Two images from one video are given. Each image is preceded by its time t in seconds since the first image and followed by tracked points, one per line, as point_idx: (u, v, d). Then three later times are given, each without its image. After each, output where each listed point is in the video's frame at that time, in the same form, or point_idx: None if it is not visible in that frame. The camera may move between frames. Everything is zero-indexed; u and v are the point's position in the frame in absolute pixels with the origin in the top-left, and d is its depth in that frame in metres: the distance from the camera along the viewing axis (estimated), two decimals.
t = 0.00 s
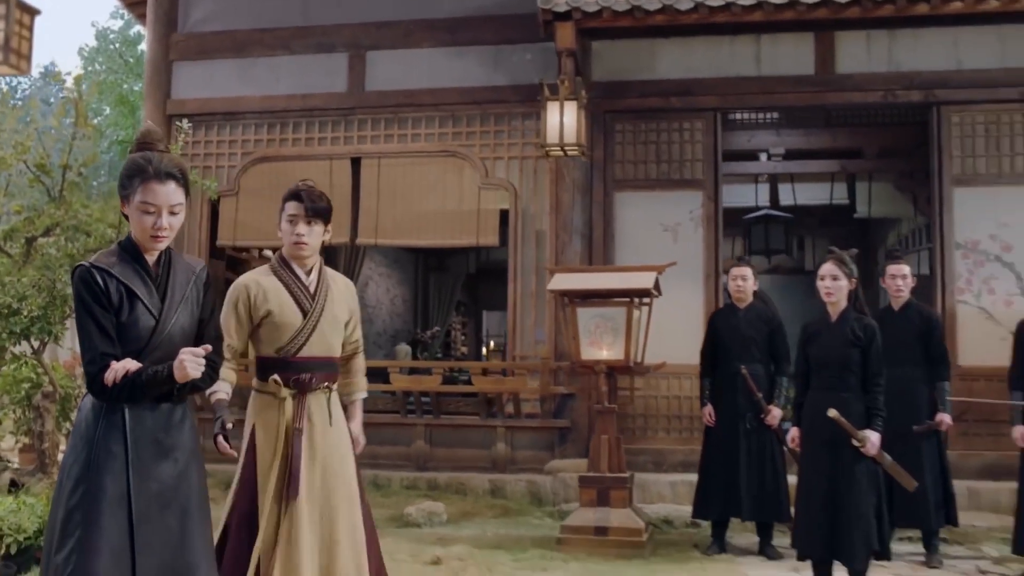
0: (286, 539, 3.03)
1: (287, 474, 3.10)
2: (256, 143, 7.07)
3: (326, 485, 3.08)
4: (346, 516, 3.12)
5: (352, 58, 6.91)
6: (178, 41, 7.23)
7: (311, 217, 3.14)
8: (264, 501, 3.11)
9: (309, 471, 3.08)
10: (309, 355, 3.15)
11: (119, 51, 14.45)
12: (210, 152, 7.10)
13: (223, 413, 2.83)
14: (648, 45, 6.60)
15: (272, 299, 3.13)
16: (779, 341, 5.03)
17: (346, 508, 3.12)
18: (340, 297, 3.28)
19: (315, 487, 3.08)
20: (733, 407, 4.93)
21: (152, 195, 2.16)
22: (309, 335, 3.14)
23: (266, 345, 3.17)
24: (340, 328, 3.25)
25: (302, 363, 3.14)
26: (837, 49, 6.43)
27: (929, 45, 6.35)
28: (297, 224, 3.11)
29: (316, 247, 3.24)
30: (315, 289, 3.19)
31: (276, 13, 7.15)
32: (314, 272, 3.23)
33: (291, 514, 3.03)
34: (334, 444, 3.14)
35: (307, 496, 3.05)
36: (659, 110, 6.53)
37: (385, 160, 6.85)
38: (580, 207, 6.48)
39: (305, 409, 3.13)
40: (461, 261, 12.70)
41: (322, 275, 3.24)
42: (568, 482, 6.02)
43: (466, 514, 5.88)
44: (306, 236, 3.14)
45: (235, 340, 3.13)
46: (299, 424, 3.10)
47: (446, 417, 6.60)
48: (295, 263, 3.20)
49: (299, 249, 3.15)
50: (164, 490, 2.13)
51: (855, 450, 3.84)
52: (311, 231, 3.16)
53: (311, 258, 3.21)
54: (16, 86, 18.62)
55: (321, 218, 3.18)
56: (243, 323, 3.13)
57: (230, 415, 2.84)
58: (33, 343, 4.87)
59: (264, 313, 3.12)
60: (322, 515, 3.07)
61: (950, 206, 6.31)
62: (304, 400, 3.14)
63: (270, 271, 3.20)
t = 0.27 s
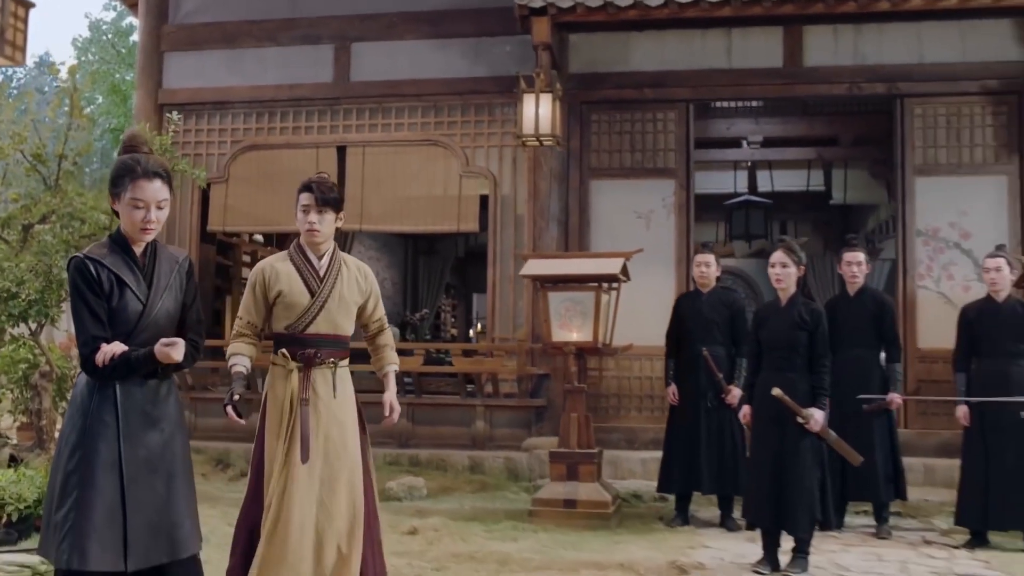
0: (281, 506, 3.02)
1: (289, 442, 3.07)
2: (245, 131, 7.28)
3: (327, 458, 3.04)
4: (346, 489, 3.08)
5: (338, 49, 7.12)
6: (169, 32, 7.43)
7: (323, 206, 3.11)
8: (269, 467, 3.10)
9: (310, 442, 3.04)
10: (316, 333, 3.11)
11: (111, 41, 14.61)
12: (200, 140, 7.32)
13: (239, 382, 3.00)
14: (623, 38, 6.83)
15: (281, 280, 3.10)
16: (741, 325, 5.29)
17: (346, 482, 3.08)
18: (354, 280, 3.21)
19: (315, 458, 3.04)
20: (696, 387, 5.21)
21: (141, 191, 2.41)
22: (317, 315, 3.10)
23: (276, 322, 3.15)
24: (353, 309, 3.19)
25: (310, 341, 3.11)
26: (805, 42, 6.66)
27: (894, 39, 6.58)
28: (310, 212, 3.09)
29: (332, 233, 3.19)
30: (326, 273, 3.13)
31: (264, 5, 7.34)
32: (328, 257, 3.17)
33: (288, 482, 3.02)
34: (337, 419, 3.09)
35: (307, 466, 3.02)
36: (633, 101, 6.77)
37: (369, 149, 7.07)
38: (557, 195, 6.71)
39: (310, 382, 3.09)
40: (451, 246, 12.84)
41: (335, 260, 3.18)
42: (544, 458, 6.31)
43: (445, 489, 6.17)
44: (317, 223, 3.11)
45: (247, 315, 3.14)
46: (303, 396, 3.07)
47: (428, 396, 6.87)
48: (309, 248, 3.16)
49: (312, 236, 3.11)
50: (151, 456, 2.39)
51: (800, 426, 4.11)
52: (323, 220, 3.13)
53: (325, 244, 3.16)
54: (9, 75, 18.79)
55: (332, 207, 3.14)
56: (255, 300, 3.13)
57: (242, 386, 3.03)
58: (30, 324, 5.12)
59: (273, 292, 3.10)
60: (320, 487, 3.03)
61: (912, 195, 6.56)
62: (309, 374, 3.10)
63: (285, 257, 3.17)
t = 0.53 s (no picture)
0: (276, 490, 3.22)
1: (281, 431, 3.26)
2: (238, 130, 7.49)
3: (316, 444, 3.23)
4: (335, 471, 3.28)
5: (329, 51, 7.32)
6: (165, 33, 7.64)
7: (319, 208, 3.30)
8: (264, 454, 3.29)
9: (300, 429, 3.24)
10: (307, 327, 3.29)
11: (108, 42, 14.81)
12: (195, 139, 7.53)
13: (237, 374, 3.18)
14: (605, 40, 7.04)
15: (277, 276, 3.30)
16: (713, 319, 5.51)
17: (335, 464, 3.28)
18: (347, 279, 3.40)
19: (306, 445, 3.23)
20: (669, 379, 5.44)
21: (144, 191, 2.65)
22: (308, 310, 3.29)
23: (271, 316, 3.34)
24: (343, 306, 3.38)
25: (301, 335, 3.29)
26: (781, 45, 6.87)
27: (867, 42, 6.80)
28: (306, 213, 3.28)
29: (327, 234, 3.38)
30: (320, 271, 3.32)
31: (257, 7, 7.55)
32: (323, 256, 3.35)
33: (281, 468, 3.21)
34: (326, 408, 3.28)
35: (297, 451, 3.22)
36: (615, 102, 6.99)
37: (360, 148, 7.28)
38: (541, 193, 6.92)
39: (301, 374, 3.27)
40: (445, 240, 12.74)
41: (329, 260, 3.36)
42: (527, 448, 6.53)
43: (431, 477, 6.39)
44: (313, 224, 3.29)
45: (246, 309, 3.36)
46: (294, 387, 3.25)
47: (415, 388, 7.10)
48: (305, 247, 3.35)
49: (307, 237, 3.29)
50: (145, 440, 2.61)
51: (762, 416, 4.33)
52: (319, 221, 3.31)
53: (320, 244, 3.34)
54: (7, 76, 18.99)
55: (328, 209, 3.34)
56: (253, 295, 3.34)
57: (239, 378, 3.19)
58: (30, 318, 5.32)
59: (269, 288, 3.30)
60: (311, 471, 3.23)
61: (884, 194, 6.76)
62: (300, 367, 3.28)
63: (282, 255, 3.36)
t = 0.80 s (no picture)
0: (264, 486, 3.45)
1: (268, 431, 3.48)
2: (233, 141, 7.72)
3: (301, 443, 3.47)
4: (319, 467, 3.52)
5: (321, 64, 7.57)
6: (162, 47, 7.88)
7: (302, 222, 3.55)
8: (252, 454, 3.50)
9: (286, 430, 3.46)
10: (291, 333, 3.53)
11: (107, 54, 15.07)
12: (191, 149, 7.76)
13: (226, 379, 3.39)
14: (587, 55, 7.28)
15: (263, 285, 3.54)
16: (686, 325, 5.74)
17: (318, 461, 3.52)
18: (327, 288, 3.67)
19: (291, 444, 3.46)
20: (644, 382, 5.67)
21: (143, 205, 2.89)
22: (292, 317, 3.53)
23: (256, 323, 3.58)
24: (324, 313, 3.63)
25: (285, 340, 3.52)
26: (757, 59, 7.12)
27: (839, 57, 7.06)
28: (291, 226, 3.51)
29: (309, 246, 3.63)
30: (303, 280, 3.57)
31: (252, 21, 7.80)
32: (305, 267, 3.61)
33: (269, 465, 3.44)
34: (309, 409, 3.52)
35: (283, 448, 3.45)
36: (598, 114, 7.23)
37: (350, 158, 7.50)
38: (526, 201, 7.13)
39: (285, 378, 3.49)
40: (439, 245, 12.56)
41: (311, 271, 3.62)
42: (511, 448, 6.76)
43: (418, 476, 6.62)
44: (297, 237, 3.54)
45: (232, 316, 3.58)
46: (279, 389, 3.48)
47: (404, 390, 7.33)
48: (288, 259, 3.60)
49: (291, 249, 3.53)
50: (140, 437, 2.85)
51: (725, 416, 4.58)
52: (303, 234, 3.56)
53: (303, 256, 3.60)
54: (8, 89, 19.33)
55: (310, 223, 3.58)
56: (240, 303, 3.57)
57: (229, 380, 3.41)
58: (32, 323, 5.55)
59: (256, 296, 3.54)
60: (297, 468, 3.47)
61: (857, 203, 6.99)
62: (285, 370, 3.50)
63: (268, 265, 3.60)
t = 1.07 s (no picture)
0: (254, 483, 3.65)
1: (257, 430, 3.68)
2: (230, 149, 7.92)
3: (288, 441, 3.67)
4: (305, 464, 3.72)
5: (315, 74, 7.77)
6: (160, 57, 8.07)
7: (286, 230, 3.73)
8: (242, 452, 3.70)
9: (273, 429, 3.66)
10: (276, 336, 3.72)
11: (107, 65, 15.28)
12: (188, 157, 7.96)
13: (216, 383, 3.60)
14: (574, 65, 7.48)
15: (249, 292, 3.73)
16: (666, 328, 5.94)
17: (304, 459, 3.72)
18: (309, 293, 3.87)
19: (278, 442, 3.66)
20: (626, 383, 5.87)
21: (142, 215, 3.08)
22: (277, 322, 3.72)
23: (242, 328, 3.76)
24: (306, 317, 3.83)
25: (270, 343, 3.71)
26: (739, 70, 7.32)
27: (819, 68, 7.25)
28: (275, 235, 3.70)
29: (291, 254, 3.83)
30: (286, 287, 3.78)
31: (248, 32, 8.00)
32: (287, 273, 3.81)
33: (259, 463, 3.64)
34: (295, 408, 3.71)
35: (271, 447, 3.64)
36: (585, 123, 7.43)
37: (343, 165, 7.70)
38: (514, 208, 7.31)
39: (272, 379, 3.68)
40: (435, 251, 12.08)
41: (293, 277, 3.82)
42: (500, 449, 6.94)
43: (409, 476, 6.80)
44: (282, 245, 3.73)
45: (219, 322, 3.75)
46: (266, 391, 3.66)
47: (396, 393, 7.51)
48: (271, 266, 3.79)
49: (275, 256, 3.73)
50: (137, 434, 3.04)
51: (699, 417, 4.77)
52: (286, 243, 3.76)
53: (285, 263, 3.79)
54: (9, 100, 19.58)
55: (294, 232, 3.78)
56: (226, 309, 3.74)
57: (218, 383, 3.62)
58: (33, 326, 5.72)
59: (241, 302, 3.72)
60: (284, 466, 3.67)
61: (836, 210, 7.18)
62: (271, 372, 3.69)
63: (252, 273, 3.80)
